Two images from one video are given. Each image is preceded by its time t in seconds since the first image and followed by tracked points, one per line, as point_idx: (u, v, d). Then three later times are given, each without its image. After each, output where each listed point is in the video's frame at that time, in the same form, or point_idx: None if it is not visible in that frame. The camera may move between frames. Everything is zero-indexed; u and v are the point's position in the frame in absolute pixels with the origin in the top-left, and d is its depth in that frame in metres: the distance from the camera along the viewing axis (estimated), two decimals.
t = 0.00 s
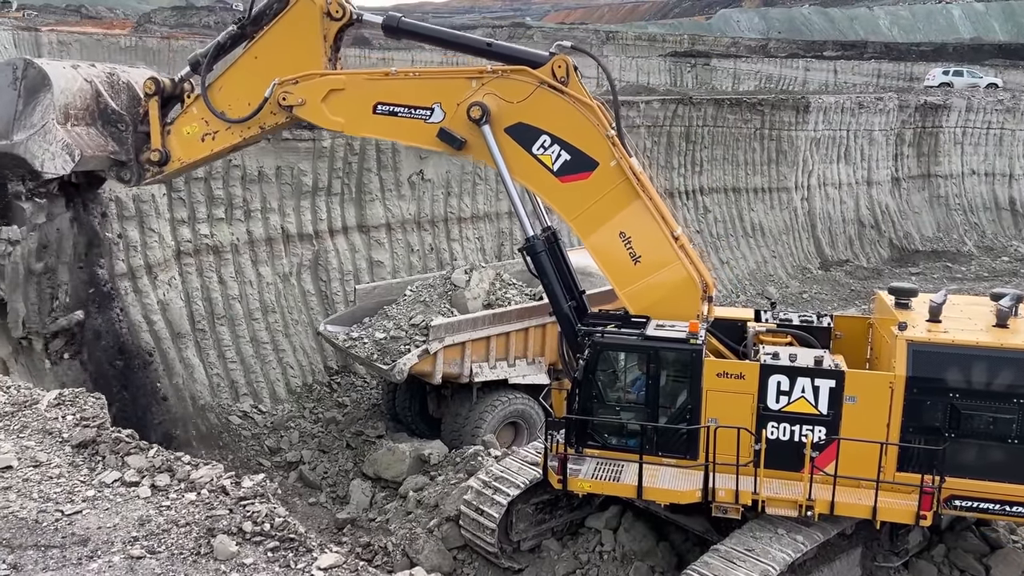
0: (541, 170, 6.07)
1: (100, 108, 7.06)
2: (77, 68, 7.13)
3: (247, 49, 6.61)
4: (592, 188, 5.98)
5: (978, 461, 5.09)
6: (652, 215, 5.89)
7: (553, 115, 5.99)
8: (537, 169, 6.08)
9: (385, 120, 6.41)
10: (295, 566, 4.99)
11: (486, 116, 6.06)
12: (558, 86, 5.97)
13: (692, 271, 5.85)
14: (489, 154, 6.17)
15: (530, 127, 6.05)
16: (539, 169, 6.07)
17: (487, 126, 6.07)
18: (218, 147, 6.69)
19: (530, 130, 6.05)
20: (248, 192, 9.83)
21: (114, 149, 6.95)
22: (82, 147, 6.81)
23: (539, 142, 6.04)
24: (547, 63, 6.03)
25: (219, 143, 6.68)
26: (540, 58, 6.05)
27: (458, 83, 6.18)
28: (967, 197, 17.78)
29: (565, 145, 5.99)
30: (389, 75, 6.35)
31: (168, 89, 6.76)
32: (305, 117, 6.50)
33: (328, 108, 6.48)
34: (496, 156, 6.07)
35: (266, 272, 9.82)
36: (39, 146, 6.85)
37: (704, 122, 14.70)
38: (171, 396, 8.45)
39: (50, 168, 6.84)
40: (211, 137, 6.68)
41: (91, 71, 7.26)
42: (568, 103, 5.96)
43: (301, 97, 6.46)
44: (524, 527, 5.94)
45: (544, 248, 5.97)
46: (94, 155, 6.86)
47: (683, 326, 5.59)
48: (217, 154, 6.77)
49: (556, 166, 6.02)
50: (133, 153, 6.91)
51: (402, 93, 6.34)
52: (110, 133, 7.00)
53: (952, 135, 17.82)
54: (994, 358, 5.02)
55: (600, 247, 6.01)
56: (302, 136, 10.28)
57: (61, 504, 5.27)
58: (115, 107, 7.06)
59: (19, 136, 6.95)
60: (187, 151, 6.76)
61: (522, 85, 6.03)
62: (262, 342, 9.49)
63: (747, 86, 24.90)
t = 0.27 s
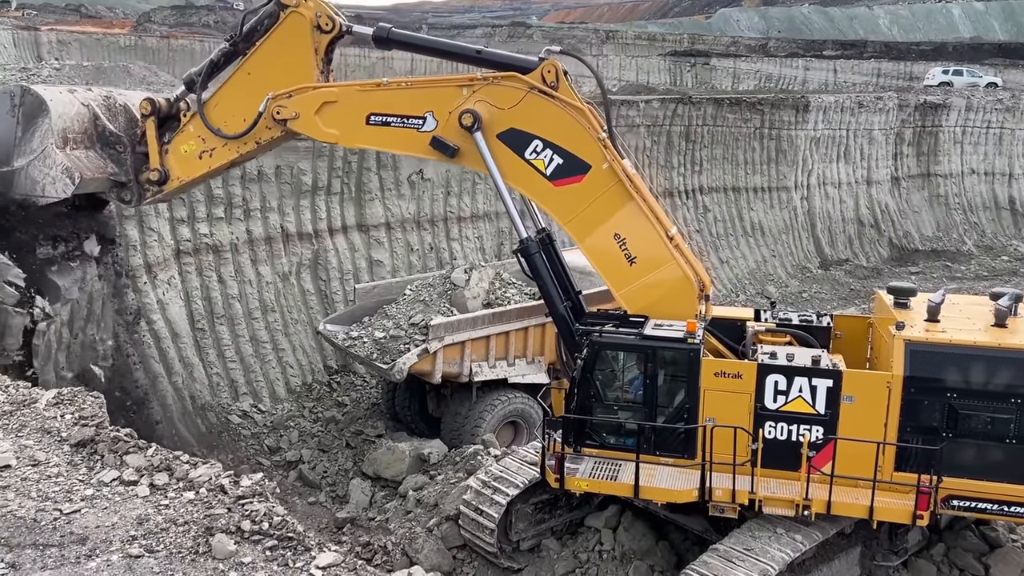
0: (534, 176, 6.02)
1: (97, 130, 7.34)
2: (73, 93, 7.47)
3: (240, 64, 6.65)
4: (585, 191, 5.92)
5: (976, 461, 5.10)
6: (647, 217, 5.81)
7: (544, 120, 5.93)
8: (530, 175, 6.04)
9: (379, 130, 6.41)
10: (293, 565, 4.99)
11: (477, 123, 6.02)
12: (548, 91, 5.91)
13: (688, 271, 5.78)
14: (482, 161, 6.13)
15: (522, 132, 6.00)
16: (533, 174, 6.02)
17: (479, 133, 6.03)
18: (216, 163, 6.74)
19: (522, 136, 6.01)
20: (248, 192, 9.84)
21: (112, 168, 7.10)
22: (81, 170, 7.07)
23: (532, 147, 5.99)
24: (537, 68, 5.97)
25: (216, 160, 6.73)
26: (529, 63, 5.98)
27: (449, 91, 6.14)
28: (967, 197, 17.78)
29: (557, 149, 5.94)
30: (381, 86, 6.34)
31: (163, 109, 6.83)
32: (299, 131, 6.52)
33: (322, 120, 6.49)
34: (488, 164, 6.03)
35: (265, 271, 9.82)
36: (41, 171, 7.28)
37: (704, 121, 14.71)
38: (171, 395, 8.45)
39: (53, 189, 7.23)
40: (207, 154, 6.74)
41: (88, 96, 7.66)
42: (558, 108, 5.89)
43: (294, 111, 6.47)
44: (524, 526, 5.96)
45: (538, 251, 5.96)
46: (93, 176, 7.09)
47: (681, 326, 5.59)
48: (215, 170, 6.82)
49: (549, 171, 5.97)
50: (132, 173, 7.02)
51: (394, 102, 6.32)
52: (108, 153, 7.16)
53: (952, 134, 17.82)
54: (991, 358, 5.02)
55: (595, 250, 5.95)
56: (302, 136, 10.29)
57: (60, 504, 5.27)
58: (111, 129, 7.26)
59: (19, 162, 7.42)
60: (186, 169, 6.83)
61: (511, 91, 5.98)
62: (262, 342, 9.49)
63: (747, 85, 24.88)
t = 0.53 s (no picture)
0: (528, 179, 6.01)
1: (97, 156, 7.57)
2: (72, 119, 7.66)
3: (234, 80, 6.68)
4: (579, 193, 5.92)
5: (974, 460, 5.10)
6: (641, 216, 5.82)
7: (535, 124, 5.94)
8: (524, 179, 6.03)
9: (372, 139, 6.39)
10: (291, 564, 5.00)
11: (469, 129, 6.02)
12: (539, 95, 5.91)
13: (684, 270, 5.79)
14: (476, 167, 6.12)
15: (514, 137, 6.00)
16: (527, 178, 6.01)
17: (472, 138, 6.02)
18: (215, 179, 6.78)
19: (514, 140, 6.00)
20: (246, 191, 9.84)
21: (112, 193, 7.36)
22: (82, 194, 7.27)
23: (524, 151, 5.98)
24: (526, 72, 5.98)
25: (214, 176, 6.76)
26: (520, 68, 6.00)
27: (440, 98, 6.13)
28: (966, 195, 17.79)
29: (550, 153, 5.94)
30: (373, 95, 6.33)
31: (161, 129, 6.88)
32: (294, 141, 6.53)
33: (316, 130, 6.48)
34: (482, 170, 6.02)
35: (264, 270, 9.82)
36: (43, 198, 7.37)
37: (703, 120, 14.72)
38: (169, 394, 8.45)
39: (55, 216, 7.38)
40: (206, 171, 6.78)
41: (86, 121, 7.84)
42: (550, 111, 5.90)
43: (289, 122, 6.49)
44: (523, 525, 5.96)
45: (531, 252, 5.95)
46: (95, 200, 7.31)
47: (679, 325, 5.58)
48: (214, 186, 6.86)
49: (543, 174, 5.97)
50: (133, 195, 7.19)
51: (386, 111, 6.31)
52: (108, 176, 7.49)
53: (951, 133, 17.83)
54: (990, 356, 5.02)
55: (591, 252, 5.95)
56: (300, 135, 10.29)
57: (58, 502, 5.27)
58: (111, 153, 7.55)
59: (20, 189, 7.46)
60: (186, 187, 6.88)
61: (502, 96, 5.98)
62: (261, 341, 9.50)
63: (746, 84, 24.87)
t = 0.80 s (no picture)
0: (522, 183, 5.99)
1: (98, 176, 7.61)
2: (71, 142, 7.66)
3: (227, 94, 6.66)
4: (572, 195, 5.90)
5: (972, 458, 5.10)
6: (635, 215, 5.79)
7: (527, 128, 5.92)
8: (518, 182, 6.01)
9: (367, 147, 6.39)
10: (289, 562, 5.00)
11: (462, 134, 6.01)
12: (529, 98, 5.90)
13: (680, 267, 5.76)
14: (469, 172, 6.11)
15: (506, 140, 5.99)
16: (520, 181, 6.00)
17: (464, 143, 6.02)
18: (214, 195, 6.77)
19: (507, 143, 5.99)
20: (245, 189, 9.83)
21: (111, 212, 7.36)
22: (83, 214, 7.28)
23: (517, 154, 5.97)
24: (517, 76, 5.97)
25: (213, 191, 6.76)
26: (510, 71, 5.96)
27: (432, 104, 6.13)
28: (965, 193, 17.79)
29: (542, 155, 5.92)
30: (366, 103, 6.33)
31: (158, 147, 6.88)
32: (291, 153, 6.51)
33: (310, 140, 6.47)
34: (476, 175, 6.01)
35: (263, 268, 9.83)
36: (46, 221, 7.42)
37: (701, 118, 14.73)
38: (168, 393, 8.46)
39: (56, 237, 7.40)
40: (205, 187, 6.78)
41: (85, 143, 7.84)
42: (541, 114, 5.89)
43: (284, 133, 6.48)
44: (521, 523, 5.98)
45: (525, 252, 5.92)
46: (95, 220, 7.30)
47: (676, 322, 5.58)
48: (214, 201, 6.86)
49: (536, 177, 5.95)
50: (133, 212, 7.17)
51: (380, 118, 6.31)
52: (109, 198, 7.50)
53: (949, 130, 17.83)
54: (987, 354, 5.03)
55: (586, 253, 5.92)
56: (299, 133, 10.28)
57: (56, 501, 5.27)
58: (111, 174, 7.60)
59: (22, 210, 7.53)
60: (185, 203, 6.89)
61: (493, 100, 5.98)
62: (260, 339, 9.50)
63: (745, 81, 24.86)
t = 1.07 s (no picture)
0: (516, 185, 5.98)
1: (99, 196, 7.62)
2: (71, 163, 7.69)
3: (221, 107, 6.70)
4: (566, 195, 5.87)
5: (968, 455, 5.11)
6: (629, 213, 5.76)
7: (518, 129, 5.91)
8: (512, 184, 6.00)
9: (362, 154, 6.39)
10: (286, 559, 4.99)
11: (454, 138, 6.00)
12: (520, 100, 5.88)
13: (675, 264, 5.73)
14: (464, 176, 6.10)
15: (499, 143, 5.97)
16: (514, 184, 5.98)
17: (457, 147, 6.02)
18: (213, 207, 6.85)
19: (499, 146, 5.98)
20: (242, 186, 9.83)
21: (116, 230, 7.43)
22: (86, 233, 7.33)
23: (510, 156, 5.95)
24: (507, 79, 5.96)
25: (212, 203, 6.83)
26: (501, 74, 5.97)
27: (424, 109, 6.13)
28: (962, 189, 17.80)
29: (535, 156, 5.90)
30: (359, 110, 6.33)
31: (157, 163, 7.02)
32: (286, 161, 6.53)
33: (305, 149, 6.49)
34: (469, 179, 6.00)
35: (261, 266, 9.83)
36: (49, 241, 7.48)
37: (699, 115, 14.74)
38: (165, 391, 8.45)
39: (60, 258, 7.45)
40: (203, 200, 6.85)
41: (86, 163, 7.84)
42: (532, 116, 5.87)
43: (278, 143, 6.50)
44: (520, 520, 5.96)
45: (519, 251, 5.88)
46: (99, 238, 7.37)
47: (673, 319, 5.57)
48: (214, 213, 6.92)
49: (530, 178, 5.93)
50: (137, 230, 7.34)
51: (373, 125, 6.31)
52: (111, 216, 7.55)
53: (947, 127, 17.84)
54: (984, 351, 5.03)
55: (582, 253, 5.91)
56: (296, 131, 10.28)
57: (53, 499, 5.27)
58: (113, 193, 7.61)
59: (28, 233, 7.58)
60: (186, 217, 6.98)
61: (484, 104, 5.97)
62: (258, 337, 9.50)
63: (743, 78, 24.83)
